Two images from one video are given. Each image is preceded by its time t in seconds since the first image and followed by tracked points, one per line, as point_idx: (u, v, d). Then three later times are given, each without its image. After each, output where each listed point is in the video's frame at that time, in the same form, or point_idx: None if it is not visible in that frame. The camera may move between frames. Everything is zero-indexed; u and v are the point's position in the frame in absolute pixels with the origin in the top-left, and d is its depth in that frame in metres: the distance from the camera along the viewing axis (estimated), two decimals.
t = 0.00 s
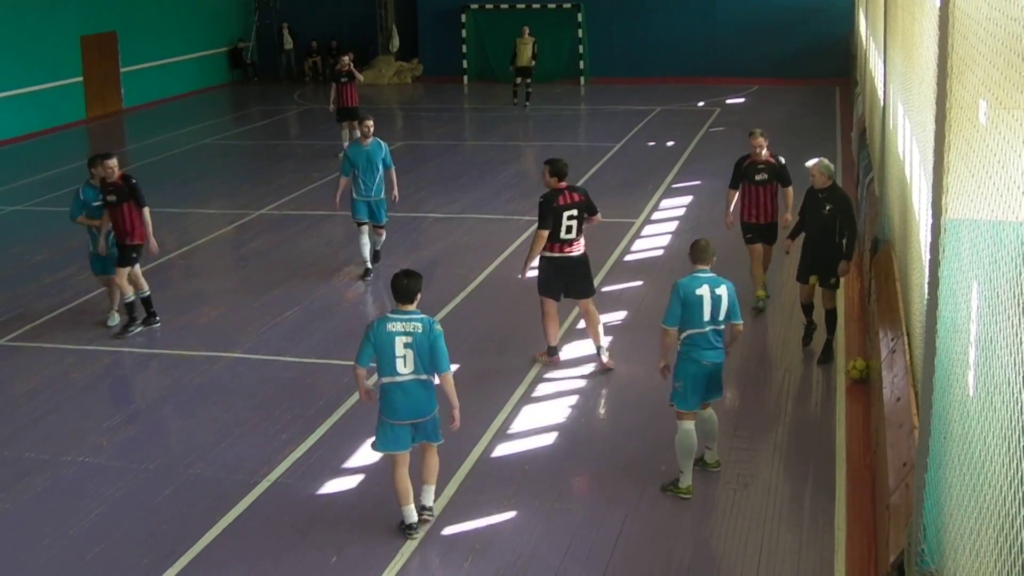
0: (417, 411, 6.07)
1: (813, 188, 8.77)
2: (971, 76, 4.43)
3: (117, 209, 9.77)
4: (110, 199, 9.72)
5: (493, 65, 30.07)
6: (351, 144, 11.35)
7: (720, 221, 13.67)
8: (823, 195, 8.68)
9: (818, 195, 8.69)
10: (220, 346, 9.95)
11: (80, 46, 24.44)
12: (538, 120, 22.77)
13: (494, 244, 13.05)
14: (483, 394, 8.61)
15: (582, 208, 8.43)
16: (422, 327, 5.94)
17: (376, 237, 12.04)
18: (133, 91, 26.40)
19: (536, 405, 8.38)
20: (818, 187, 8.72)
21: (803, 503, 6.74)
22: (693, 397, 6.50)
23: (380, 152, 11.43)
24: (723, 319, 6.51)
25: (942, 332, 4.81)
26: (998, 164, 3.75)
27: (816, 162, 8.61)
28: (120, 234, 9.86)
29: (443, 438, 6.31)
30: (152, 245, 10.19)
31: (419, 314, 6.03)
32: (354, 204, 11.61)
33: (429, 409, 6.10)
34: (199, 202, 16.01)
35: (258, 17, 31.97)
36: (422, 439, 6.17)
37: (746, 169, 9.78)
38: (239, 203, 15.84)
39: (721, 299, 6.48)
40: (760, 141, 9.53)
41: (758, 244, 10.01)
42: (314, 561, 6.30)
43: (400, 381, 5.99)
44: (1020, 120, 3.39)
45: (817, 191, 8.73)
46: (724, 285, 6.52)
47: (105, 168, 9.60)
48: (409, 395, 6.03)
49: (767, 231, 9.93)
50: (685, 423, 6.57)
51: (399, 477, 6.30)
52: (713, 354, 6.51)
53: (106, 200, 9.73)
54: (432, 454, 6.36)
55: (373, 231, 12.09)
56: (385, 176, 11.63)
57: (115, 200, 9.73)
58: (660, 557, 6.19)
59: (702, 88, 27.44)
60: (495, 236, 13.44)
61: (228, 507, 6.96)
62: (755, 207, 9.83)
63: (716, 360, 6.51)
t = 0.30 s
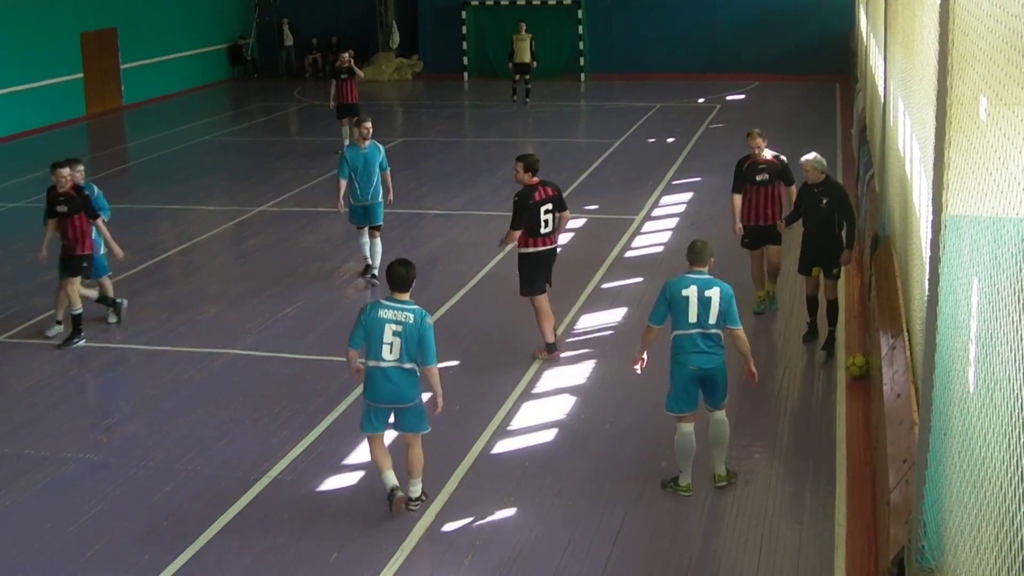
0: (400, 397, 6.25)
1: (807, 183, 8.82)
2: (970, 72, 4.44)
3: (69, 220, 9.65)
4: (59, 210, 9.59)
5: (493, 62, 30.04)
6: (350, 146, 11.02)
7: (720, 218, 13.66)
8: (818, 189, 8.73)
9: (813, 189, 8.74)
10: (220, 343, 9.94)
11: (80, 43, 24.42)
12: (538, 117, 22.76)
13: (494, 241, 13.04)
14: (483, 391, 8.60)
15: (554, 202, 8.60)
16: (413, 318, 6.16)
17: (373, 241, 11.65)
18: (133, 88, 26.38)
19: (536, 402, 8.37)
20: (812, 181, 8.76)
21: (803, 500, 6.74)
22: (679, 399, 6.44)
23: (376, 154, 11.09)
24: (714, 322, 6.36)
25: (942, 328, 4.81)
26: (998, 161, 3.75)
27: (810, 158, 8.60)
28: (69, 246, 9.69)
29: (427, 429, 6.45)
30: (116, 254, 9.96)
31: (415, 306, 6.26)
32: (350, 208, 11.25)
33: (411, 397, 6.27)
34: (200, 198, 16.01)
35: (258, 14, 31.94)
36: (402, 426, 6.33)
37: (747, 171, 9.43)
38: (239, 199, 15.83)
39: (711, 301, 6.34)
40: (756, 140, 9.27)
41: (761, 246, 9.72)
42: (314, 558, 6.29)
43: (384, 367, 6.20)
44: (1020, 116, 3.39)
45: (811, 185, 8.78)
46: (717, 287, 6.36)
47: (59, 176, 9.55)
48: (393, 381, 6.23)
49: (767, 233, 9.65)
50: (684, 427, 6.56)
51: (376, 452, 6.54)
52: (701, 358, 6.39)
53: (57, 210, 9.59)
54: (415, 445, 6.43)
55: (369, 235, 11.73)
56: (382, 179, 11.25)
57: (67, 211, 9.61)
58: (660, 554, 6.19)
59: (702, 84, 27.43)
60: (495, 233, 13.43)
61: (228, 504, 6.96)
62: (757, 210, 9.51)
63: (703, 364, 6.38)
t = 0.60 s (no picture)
0: (373, 393, 6.27)
1: (810, 178, 8.85)
2: (970, 72, 4.44)
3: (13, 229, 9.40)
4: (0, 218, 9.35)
5: (493, 61, 30.04)
6: (348, 149, 10.86)
7: (719, 218, 13.68)
8: (820, 183, 8.76)
9: (814, 183, 8.78)
10: (220, 341, 9.95)
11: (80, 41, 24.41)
12: (538, 116, 22.78)
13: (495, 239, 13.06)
14: (483, 390, 8.61)
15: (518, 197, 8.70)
16: (380, 312, 6.20)
17: (370, 247, 11.48)
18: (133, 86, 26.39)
19: (536, 401, 8.38)
20: (815, 176, 8.80)
21: (803, 500, 6.74)
22: (680, 401, 6.41)
23: (377, 160, 10.90)
24: (721, 328, 6.26)
25: (941, 327, 4.82)
26: (997, 160, 3.75)
27: (813, 152, 8.65)
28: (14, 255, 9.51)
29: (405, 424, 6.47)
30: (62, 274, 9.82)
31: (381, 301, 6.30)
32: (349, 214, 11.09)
33: (384, 391, 6.29)
34: (199, 197, 16.00)
35: (258, 12, 31.94)
36: (377, 421, 6.35)
37: (750, 180, 9.22)
38: (239, 198, 15.85)
39: (719, 307, 6.25)
40: (767, 154, 9.03)
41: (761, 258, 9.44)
42: (316, 556, 6.30)
43: (354, 363, 6.24)
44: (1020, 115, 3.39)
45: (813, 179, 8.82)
46: (727, 293, 6.26)
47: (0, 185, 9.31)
48: (366, 377, 6.25)
49: (773, 245, 9.31)
50: (686, 428, 6.55)
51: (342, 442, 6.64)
52: (705, 362, 6.32)
53: None
54: (403, 441, 6.55)
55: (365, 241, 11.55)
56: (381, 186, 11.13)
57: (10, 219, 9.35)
58: (659, 553, 6.19)
59: (701, 83, 27.45)
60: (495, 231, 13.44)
61: (228, 502, 6.97)
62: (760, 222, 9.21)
63: (707, 368, 6.32)
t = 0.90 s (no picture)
0: (319, 391, 6.36)
1: (822, 175, 8.82)
2: (969, 70, 4.42)
3: None
4: None
5: (491, 59, 30.02)
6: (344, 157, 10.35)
7: (718, 216, 13.67)
8: (832, 181, 8.73)
9: (826, 180, 8.75)
10: (219, 340, 9.94)
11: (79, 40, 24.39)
12: (537, 115, 22.77)
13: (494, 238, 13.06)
14: (482, 389, 8.60)
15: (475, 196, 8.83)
16: (317, 309, 6.27)
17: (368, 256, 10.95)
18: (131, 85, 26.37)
19: (534, 399, 8.38)
20: (827, 173, 8.78)
21: (802, 498, 6.74)
22: (681, 400, 6.40)
23: (375, 167, 10.41)
24: (726, 332, 6.22)
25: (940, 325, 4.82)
26: (996, 158, 3.74)
27: (828, 149, 8.65)
28: None
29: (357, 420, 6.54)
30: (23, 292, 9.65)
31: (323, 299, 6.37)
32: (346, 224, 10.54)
33: (331, 389, 6.37)
34: (198, 196, 15.99)
35: (256, 11, 31.91)
36: (325, 419, 6.43)
37: (757, 187, 9.04)
38: (237, 197, 15.84)
39: (725, 311, 6.20)
40: (777, 160, 8.81)
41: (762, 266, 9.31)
42: (314, 555, 6.29)
43: (299, 361, 6.34)
44: (1019, 114, 3.38)
45: (825, 176, 8.81)
46: (735, 297, 6.19)
47: None
48: (310, 375, 6.35)
49: (777, 252, 9.23)
50: (679, 426, 6.52)
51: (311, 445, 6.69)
52: (708, 365, 6.28)
53: None
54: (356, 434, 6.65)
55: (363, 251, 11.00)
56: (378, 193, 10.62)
57: None
58: (657, 552, 6.19)
59: (700, 82, 27.44)
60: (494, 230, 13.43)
61: (227, 501, 6.96)
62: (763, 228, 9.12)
63: (710, 370, 6.28)
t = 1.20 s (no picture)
0: (257, 403, 6.34)
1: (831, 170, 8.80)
2: (970, 70, 4.42)
3: None
4: None
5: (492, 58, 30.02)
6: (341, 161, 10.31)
7: (718, 216, 13.67)
8: (840, 177, 8.71)
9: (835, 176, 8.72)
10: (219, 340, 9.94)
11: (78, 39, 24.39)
12: (537, 114, 22.76)
13: (494, 237, 13.07)
14: (482, 388, 8.60)
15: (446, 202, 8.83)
16: (269, 325, 6.22)
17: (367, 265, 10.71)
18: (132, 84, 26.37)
19: (535, 399, 8.38)
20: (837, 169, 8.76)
21: (802, 498, 6.74)
22: (676, 399, 6.39)
23: (373, 168, 10.32)
24: (721, 334, 6.18)
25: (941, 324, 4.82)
26: (997, 158, 3.74)
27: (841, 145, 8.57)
28: None
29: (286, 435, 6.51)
30: None
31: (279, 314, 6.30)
32: (344, 229, 10.43)
33: (270, 403, 6.35)
34: (198, 195, 15.99)
35: (256, 10, 31.90)
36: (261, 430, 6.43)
37: (768, 198, 8.58)
38: (238, 196, 15.83)
39: (720, 313, 6.17)
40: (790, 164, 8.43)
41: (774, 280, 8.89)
42: (314, 555, 6.29)
43: (244, 370, 6.33)
44: (1020, 114, 3.38)
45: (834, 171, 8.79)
46: (731, 299, 6.16)
47: None
48: (252, 387, 6.33)
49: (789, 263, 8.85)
50: (669, 422, 6.49)
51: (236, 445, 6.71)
52: (704, 365, 6.27)
53: None
54: (269, 454, 6.53)
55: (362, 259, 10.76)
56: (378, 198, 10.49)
57: None
58: (658, 552, 6.18)
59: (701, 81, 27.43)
60: (494, 229, 13.42)
61: (227, 500, 6.96)
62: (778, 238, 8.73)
63: (705, 371, 6.27)
